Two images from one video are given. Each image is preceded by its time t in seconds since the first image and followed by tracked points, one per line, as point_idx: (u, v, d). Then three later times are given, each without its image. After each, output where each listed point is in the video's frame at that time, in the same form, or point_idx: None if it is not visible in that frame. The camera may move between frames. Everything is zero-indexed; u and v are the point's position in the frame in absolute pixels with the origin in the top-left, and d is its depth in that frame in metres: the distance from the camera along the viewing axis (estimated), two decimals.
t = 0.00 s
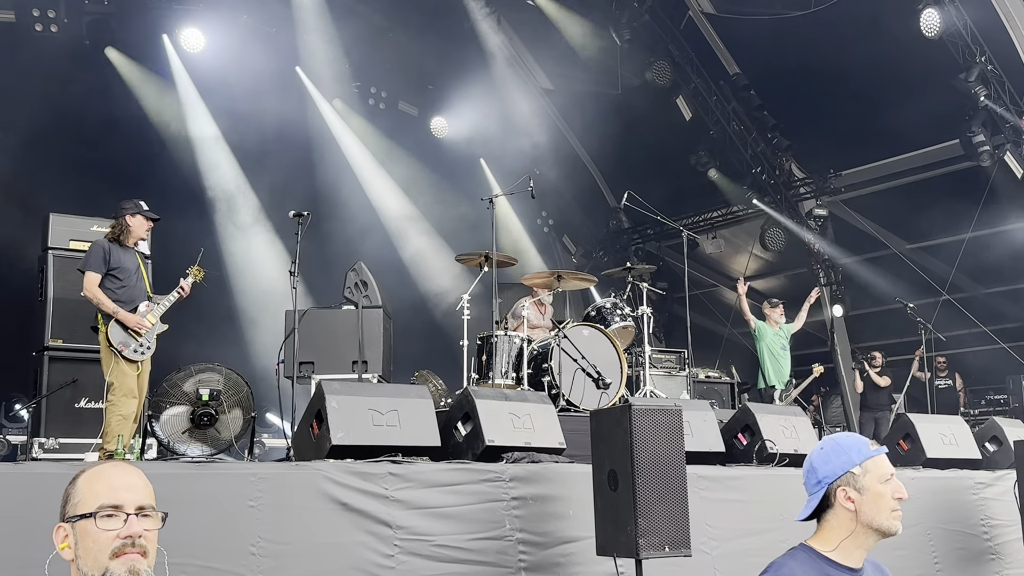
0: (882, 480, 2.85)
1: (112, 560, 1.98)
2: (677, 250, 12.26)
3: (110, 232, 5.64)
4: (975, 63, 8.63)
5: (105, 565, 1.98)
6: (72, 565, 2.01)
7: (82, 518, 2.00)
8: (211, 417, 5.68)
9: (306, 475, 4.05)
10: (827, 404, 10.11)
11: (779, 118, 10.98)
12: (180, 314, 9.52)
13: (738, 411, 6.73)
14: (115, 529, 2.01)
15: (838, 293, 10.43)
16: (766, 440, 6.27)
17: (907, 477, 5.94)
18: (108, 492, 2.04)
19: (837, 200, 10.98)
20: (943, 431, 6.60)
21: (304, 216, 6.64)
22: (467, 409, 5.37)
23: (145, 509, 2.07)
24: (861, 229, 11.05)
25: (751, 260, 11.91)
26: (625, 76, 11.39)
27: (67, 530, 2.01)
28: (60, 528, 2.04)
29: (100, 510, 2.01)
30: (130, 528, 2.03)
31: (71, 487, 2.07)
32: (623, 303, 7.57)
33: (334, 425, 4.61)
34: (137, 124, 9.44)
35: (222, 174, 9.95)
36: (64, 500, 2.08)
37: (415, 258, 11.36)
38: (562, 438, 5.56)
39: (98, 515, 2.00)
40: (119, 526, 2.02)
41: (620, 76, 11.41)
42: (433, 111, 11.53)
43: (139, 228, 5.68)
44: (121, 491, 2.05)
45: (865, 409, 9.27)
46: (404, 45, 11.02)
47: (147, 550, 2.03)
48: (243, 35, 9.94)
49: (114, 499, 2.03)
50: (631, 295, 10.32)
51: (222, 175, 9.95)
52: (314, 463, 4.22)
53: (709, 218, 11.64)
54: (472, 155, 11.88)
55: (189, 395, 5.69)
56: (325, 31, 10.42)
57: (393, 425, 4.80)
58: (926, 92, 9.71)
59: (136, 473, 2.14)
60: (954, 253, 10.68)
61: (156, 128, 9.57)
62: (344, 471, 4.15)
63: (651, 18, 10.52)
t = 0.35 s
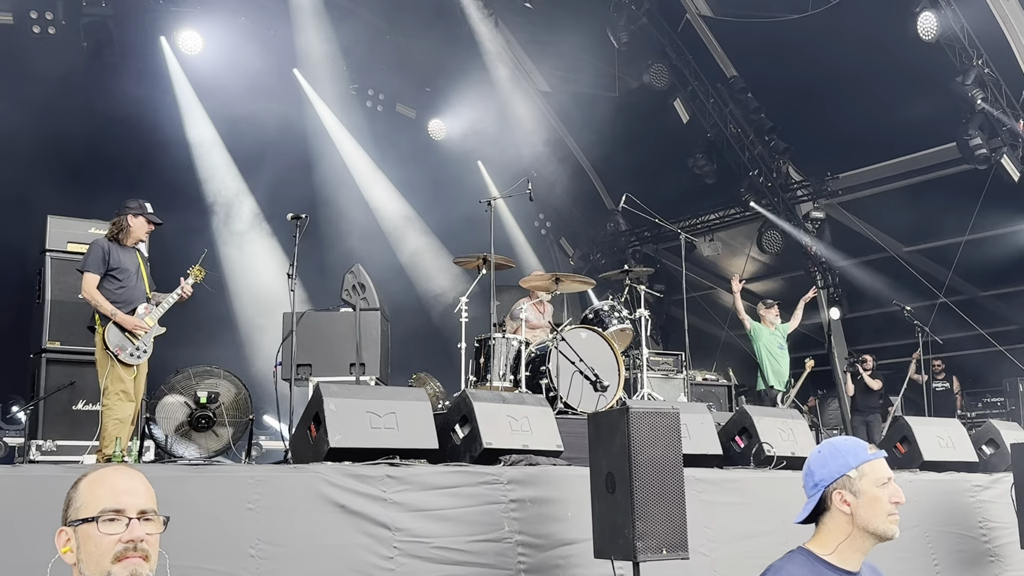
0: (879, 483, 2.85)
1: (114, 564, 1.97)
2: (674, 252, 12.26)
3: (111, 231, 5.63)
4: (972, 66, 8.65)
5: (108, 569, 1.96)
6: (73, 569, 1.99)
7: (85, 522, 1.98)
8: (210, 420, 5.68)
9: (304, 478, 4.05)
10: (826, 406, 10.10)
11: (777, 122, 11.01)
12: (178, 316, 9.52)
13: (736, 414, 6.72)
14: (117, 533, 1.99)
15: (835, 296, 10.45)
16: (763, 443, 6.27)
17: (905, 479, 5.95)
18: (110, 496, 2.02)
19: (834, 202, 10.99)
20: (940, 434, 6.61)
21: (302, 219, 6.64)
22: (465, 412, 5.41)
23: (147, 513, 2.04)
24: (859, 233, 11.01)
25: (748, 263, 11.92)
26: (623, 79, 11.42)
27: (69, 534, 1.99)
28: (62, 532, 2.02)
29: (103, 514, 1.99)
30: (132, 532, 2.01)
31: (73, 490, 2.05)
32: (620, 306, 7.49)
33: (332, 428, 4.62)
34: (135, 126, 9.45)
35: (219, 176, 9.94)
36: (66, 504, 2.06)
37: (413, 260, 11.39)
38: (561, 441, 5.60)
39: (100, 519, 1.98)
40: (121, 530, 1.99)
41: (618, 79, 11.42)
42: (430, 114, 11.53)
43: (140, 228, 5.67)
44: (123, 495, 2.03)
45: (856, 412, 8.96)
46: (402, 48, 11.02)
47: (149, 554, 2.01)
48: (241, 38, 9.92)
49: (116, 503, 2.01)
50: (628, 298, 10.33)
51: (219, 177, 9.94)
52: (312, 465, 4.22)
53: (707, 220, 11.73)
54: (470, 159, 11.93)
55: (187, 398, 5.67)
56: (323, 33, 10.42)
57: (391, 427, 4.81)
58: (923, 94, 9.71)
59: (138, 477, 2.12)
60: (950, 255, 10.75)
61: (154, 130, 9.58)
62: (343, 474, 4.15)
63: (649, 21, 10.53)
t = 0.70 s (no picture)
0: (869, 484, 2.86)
1: (111, 566, 1.96)
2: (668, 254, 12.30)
3: (106, 229, 5.63)
4: (965, 68, 8.66)
5: (104, 570, 1.96)
6: (70, 570, 1.99)
7: (81, 523, 1.98)
8: (202, 421, 5.65)
9: (298, 478, 4.05)
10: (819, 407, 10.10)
11: (770, 123, 11.02)
12: (172, 316, 9.50)
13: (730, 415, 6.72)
14: (113, 534, 1.99)
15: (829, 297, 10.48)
16: (756, 444, 6.29)
17: (899, 480, 5.97)
18: (106, 497, 2.01)
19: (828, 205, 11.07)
20: (933, 435, 6.63)
21: (296, 220, 6.62)
22: (458, 413, 5.48)
23: (144, 515, 2.04)
24: (848, 232, 11.12)
25: (741, 265, 11.96)
26: (617, 80, 11.43)
27: (65, 535, 1.99)
28: (58, 533, 2.01)
29: (100, 515, 1.99)
30: (129, 534, 2.00)
31: (70, 491, 2.05)
32: (613, 306, 7.48)
33: (326, 429, 4.61)
34: (130, 126, 9.44)
35: (212, 177, 9.92)
36: (63, 505, 2.06)
37: (408, 261, 11.39)
38: (554, 442, 5.64)
39: (97, 521, 1.98)
40: (118, 531, 1.99)
41: (612, 80, 11.44)
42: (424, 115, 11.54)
43: (135, 228, 5.66)
44: (120, 497, 2.02)
45: (845, 415, 8.95)
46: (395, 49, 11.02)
47: (145, 556, 2.00)
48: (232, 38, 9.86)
49: (113, 505, 2.01)
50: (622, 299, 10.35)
51: (213, 177, 9.92)
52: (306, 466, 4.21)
53: (700, 222, 11.78)
54: (465, 160, 11.97)
55: (180, 398, 5.67)
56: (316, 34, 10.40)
57: (384, 428, 4.81)
58: (915, 95, 9.74)
59: (135, 478, 2.12)
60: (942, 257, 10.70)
61: (147, 131, 9.58)
62: (337, 475, 4.16)
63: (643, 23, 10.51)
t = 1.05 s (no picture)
0: (848, 483, 2.87)
1: (99, 564, 1.96)
2: (654, 253, 12.34)
3: (89, 225, 5.61)
4: (950, 70, 8.70)
5: (92, 569, 1.95)
6: (58, 569, 1.98)
7: (69, 521, 1.97)
8: (188, 420, 5.56)
9: (284, 477, 4.04)
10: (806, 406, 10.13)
11: (756, 123, 11.05)
12: (159, 315, 9.47)
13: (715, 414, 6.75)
14: (103, 533, 1.98)
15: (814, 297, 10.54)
16: (741, 443, 6.32)
17: (884, 480, 6.00)
18: (95, 496, 2.01)
19: (813, 205, 11.10)
20: (917, 435, 6.67)
21: (282, 218, 6.59)
22: (445, 412, 5.45)
23: (133, 513, 2.04)
24: (838, 236, 11.18)
25: (727, 265, 12.02)
26: (604, 80, 11.46)
27: (54, 534, 1.98)
28: (46, 532, 2.00)
29: (89, 514, 1.98)
30: (117, 532, 2.00)
31: (58, 490, 2.04)
32: (600, 306, 7.48)
33: (312, 428, 4.61)
34: (116, 124, 9.41)
35: (199, 175, 9.88)
36: (50, 504, 2.05)
37: (395, 259, 11.34)
38: (540, 442, 5.59)
39: (86, 519, 1.97)
40: (107, 530, 1.98)
41: (600, 80, 11.46)
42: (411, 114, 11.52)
43: (117, 225, 5.63)
44: (109, 495, 2.02)
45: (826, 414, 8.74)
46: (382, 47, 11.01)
47: (134, 554, 2.00)
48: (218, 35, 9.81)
49: (102, 503, 2.00)
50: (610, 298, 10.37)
51: (199, 175, 9.88)
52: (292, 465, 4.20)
53: (687, 221, 11.86)
54: (452, 159, 11.96)
55: (165, 397, 5.54)
56: (303, 32, 10.33)
57: (371, 427, 4.80)
58: (900, 96, 9.77)
59: (123, 476, 2.11)
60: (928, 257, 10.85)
61: (133, 128, 9.54)
62: (324, 474, 4.15)
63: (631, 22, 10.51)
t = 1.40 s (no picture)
0: (819, 479, 2.90)
1: (76, 561, 1.90)
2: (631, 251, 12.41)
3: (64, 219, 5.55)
4: (924, 70, 8.77)
5: (70, 566, 1.90)
6: (34, 566, 1.93)
7: (47, 517, 1.92)
8: (162, 417, 5.19)
9: (259, 474, 4.01)
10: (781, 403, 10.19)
11: (733, 122, 11.09)
12: (133, 311, 9.40)
13: (691, 412, 6.78)
14: (80, 529, 1.93)
15: (788, 297, 10.63)
16: (716, 440, 6.35)
17: (857, 477, 6.05)
18: (73, 491, 1.96)
19: (787, 203, 11.15)
20: (890, 433, 6.71)
21: (258, 214, 6.55)
22: (422, 409, 5.47)
23: (110, 510, 1.99)
24: (812, 234, 11.20)
25: (703, 263, 12.10)
26: (581, 77, 11.47)
27: (30, 530, 1.93)
28: (22, 528, 1.95)
29: (66, 510, 1.93)
30: (95, 529, 1.95)
31: (35, 485, 1.99)
32: (576, 303, 7.49)
33: (287, 425, 4.58)
34: (90, 118, 9.33)
35: (174, 170, 9.81)
36: (26, 500, 1.99)
37: (371, 259, 11.33)
38: (516, 438, 5.67)
39: (63, 515, 1.92)
40: (84, 526, 1.93)
41: (578, 78, 11.48)
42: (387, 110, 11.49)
43: (92, 216, 5.56)
44: (86, 492, 1.97)
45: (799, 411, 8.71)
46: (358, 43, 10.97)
47: (111, 551, 1.95)
48: (193, 30, 9.71)
49: (80, 499, 1.95)
50: (586, 295, 10.40)
51: (174, 171, 9.82)
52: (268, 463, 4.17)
53: (664, 219, 11.83)
54: (430, 156, 11.95)
55: (138, 394, 5.17)
56: (278, 26, 10.25)
57: (346, 424, 4.78)
58: (875, 95, 9.84)
59: (101, 473, 2.06)
60: (901, 257, 10.92)
61: (107, 122, 9.46)
62: (298, 471, 4.10)
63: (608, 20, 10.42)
